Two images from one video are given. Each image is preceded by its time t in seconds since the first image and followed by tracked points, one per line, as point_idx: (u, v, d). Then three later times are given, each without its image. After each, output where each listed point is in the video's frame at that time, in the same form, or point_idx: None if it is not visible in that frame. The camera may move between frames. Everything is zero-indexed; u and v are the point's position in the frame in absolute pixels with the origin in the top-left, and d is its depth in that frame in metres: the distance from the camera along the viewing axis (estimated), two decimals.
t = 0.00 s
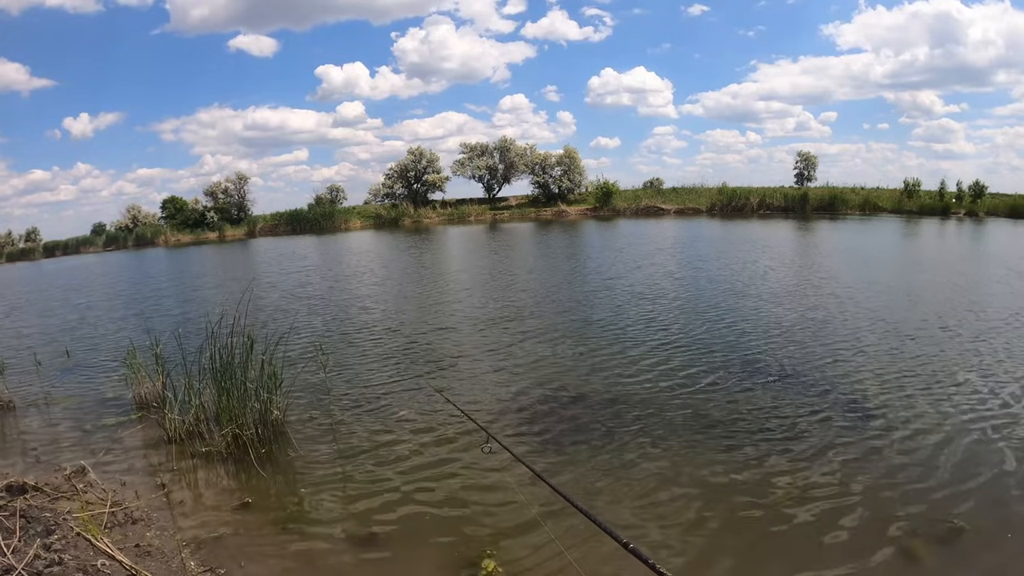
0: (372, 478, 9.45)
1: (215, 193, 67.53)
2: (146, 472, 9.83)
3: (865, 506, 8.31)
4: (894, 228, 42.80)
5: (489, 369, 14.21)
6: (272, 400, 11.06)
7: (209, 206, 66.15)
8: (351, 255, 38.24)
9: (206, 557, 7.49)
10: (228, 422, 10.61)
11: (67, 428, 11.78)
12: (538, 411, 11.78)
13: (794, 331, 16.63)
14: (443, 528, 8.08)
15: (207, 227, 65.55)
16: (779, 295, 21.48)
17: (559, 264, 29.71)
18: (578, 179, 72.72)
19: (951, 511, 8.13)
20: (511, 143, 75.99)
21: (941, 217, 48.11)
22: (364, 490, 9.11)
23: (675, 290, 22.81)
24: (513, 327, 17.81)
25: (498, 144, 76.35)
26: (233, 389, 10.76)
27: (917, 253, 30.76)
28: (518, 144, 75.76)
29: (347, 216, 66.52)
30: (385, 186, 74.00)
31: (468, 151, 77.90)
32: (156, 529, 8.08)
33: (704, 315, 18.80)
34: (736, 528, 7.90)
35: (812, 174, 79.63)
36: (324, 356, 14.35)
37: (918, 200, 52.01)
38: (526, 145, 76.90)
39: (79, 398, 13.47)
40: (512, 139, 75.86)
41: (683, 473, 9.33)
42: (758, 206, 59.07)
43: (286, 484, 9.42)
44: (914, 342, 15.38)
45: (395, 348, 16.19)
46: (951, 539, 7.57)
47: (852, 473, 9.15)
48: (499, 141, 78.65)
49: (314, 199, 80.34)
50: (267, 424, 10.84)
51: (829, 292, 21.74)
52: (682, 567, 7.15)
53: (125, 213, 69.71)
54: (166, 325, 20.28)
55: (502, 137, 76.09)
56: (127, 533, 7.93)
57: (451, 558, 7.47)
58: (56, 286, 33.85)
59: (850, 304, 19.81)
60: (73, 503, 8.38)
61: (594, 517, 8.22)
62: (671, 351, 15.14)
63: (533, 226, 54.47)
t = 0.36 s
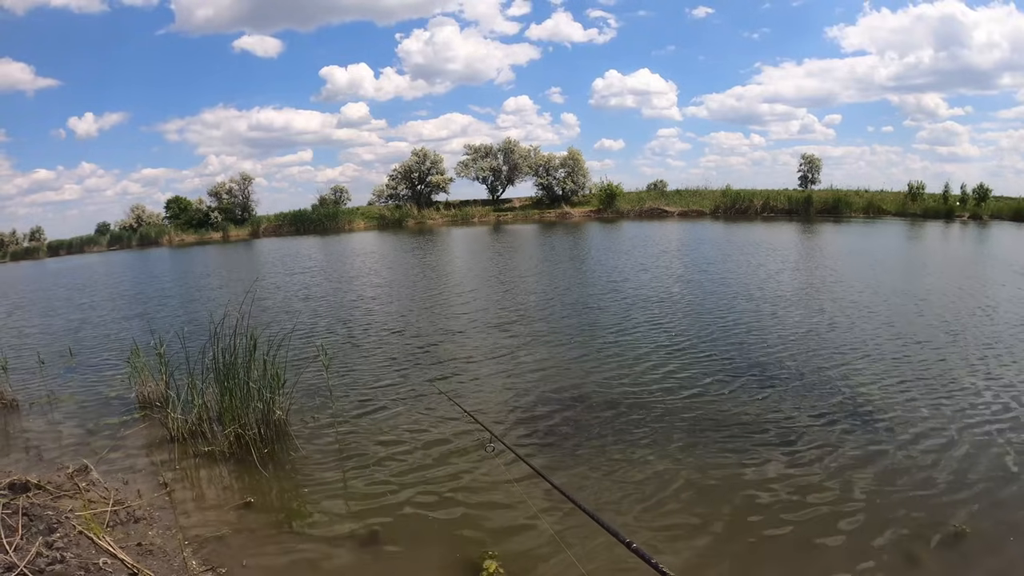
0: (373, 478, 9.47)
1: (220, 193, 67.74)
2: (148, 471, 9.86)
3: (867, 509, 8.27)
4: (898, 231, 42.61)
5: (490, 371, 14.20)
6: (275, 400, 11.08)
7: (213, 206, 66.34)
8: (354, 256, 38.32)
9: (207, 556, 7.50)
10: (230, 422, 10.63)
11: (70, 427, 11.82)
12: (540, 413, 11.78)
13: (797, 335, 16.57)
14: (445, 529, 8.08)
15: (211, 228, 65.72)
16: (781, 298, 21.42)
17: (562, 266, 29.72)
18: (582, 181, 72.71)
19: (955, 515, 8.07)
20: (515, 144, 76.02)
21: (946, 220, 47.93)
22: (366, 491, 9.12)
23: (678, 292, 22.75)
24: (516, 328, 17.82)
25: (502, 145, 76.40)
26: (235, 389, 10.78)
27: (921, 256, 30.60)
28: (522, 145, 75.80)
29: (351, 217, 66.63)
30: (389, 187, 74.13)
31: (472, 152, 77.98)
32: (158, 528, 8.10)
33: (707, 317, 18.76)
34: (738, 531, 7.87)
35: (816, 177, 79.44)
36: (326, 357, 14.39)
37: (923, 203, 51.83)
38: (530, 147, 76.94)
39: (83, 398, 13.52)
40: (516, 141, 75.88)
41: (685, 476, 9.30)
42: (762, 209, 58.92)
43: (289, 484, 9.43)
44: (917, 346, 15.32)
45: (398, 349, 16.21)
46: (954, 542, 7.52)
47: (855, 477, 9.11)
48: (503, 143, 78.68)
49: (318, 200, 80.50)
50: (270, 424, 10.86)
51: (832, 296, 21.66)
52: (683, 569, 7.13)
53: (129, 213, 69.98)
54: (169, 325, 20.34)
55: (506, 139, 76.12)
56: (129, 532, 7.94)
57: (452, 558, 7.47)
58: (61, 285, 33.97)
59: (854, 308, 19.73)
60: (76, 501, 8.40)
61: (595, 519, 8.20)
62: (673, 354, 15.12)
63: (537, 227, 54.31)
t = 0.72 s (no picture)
0: (378, 480, 9.46)
1: (224, 195, 67.94)
2: (152, 472, 9.86)
3: (874, 512, 8.21)
4: (903, 232, 42.45)
5: (493, 373, 14.21)
6: (279, 401, 11.08)
7: (217, 208, 66.52)
8: (357, 257, 38.39)
9: (211, 557, 7.49)
10: (235, 423, 10.64)
11: (75, 428, 11.85)
12: (542, 415, 11.79)
13: (803, 336, 16.52)
14: (449, 531, 8.05)
15: (215, 229, 65.88)
16: (784, 300, 21.37)
17: (565, 268, 29.73)
18: (586, 182, 72.69)
19: (961, 518, 8.01)
20: (518, 146, 76.06)
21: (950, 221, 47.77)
22: (369, 492, 9.12)
23: (683, 294, 22.69)
24: (519, 330, 17.83)
25: (506, 147, 76.43)
26: (240, 390, 10.79)
27: (925, 257, 30.49)
28: (525, 147, 75.84)
29: (354, 219, 66.75)
30: (392, 189, 74.22)
31: (475, 154, 78.04)
32: (162, 529, 8.09)
33: (710, 319, 18.74)
34: (743, 534, 7.84)
35: (819, 178, 79.29)
36: (330, 358, 14.44)
37: (927, 204, 51.66)
38: (533, 148, 76.96)
39: (87, 399, 13.56)
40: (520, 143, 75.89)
41: (690, 479, 9.26)
42: (765, 210, 58.80)
43: (292, 485, 9.44)
44: (921, 347, 15.27)
45: (401, 350, 16.25)
46: (959, 544, 7.48)
47: (860, 479, 9.05)
48: (507, 145, 78.71)
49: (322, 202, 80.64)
50: (274, 426, 10.86)
51: (838, 297, 21.58)
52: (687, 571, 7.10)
53: (134, 215, 70.19)
54: (173, 326, 20.39)
55: (509, 140, 76.13)
56: (134, 532, 7.94)
57: (456, 559, 7.46)
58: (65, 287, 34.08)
59: (860, 309, 19.66)
60: (80, 502, 8.40)
61: (599, 521, 8.16)
62: (676, 356, 15.11)
63: (541, 229, 54.32)
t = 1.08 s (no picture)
0: (384, 478, 9.41)
1: (229, 194, 68.18)
2: (159, 471, 9.85)
3: (886, 511, 8.08)
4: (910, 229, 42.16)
5: (500, 371, 14.14)
6: (285, 400, 11.04)
7: (223, 207, 66.76)
8: (363, 256, 38.43)
9: (218, 555, 7.46)
10: (241, 422, 10.60)
11: (82, 427, 11.88)
12: (549, 412, 11.72)
13: (812, 334, 16.33)
14: (456, 529, 7.98)
15: (221, 228, 66.10)
16: (791, 297, 21.22)
17: (571, 266, 29.64)
18: (591, 180, 72.53)
19: (975, 517, 7.88)
20: (523, 144, 75.93)
21: (958, 218, 47.43)
22: (376, 490, 9.05)
23: (691, 292, 22.44)
24: (525, 328, 17.76)
25: (510, 145, 76.34)
26: (246, 388, 10.75)
27: (933, 254, 30.23)
28: (530, 145, 75.70)
29: (360, 218, 66.83)
30: (397, 188, 74.28)
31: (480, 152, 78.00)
32: (169, 527, 8.07)
33: (717, 317, 18.61)
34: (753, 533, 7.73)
35: (825, 175, 78.90)
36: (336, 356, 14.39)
37: (934, 201, 51.28)
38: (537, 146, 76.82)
39: (94, 398, 13.59)
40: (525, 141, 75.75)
41: (698, 477, 9.16)
42: (771, 207, 58.50)
43: (298, 483, 9.40)
44: (930, 344, 15.13)
45: (407, 348, 16.19)
46: (973, 544, 7.35)
47: (872, 478, 8.92)
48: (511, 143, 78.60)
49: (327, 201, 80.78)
50: (280, 424, 10.81)
51: (847, 295, 21.32)
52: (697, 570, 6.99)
53: (140, 214, 70.52)
54: (180, 326, 20.43)
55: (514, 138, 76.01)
56: (141, 531, 7.92)
57: (463, 557, 7.41)
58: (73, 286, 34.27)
59: (870, 307, 19.41)
60: (87, 501, 8.39)
61: (608, 520, 8.07)
62: (683, 353, 15.01)
63: (546, 227, 54.21)
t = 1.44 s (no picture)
0: (382, 473, 9.45)
1: (226, 191, 67.98)
2: (157, 468, 9.85)
3: (882, 504, 8.12)
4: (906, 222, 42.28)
5: (498, 366, 14.15)
6: (283, 396, 11.04)
7: (219, 204, 66.57)
8: (360, 251, 38.38)
9: (217, 552, 7.46)
10: (239, 418, 10.61)
11: (79, 425, 11.85)
12: (547, 407, 11.75)
13: (810, 328, 16.34)
14: (454, 526, 7.96)
15: (217, 225, 65.90)
16: (788, 291, 21.29)
17: (568, 260, 29.65)
18: (587, 175, 72.46)
19: (970, 508, 7.93)
20: (520, 139, 75.79)
21: (953, 211, 47.61)
22: (374, 487, 9.04)
23: (690, 286, 22.43)
24: (524, 323, 17.77)
25: (507, 140, 76.22)
26: (244, 385, 10.75)
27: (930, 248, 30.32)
28: (526, 140, 75.57)
29: (356, 213, 66.70)
30: (394, 183, 74.10)
31: (477, 147, 77.85)
32: (168, 524, 8.07)
33: (715, 311, 18.66)
34: (750, 526, 7.75)
35: (822, 169, 78.98)
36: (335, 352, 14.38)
37: (931, 194, 51.41)
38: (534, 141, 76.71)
39: (92, 395, 13.57)
40: (521, 136, 75.64)
41: (696, 470, 9.20)
42: (768, 201, 58.53)
43: (294, 479, 9.42)
44: (927, 337, 15.20)
45: (406, 344, 16.20)
46: (968, 537, 7.38)
47: (868, 471, 8.95)
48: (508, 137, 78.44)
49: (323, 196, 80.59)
50: (278, 420, 10.82)
51: (845, 289, 21.31)
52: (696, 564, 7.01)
53: (137, 212, 70.28)
54: (177, 322, 20.40)
55: (511, 133, 75.89)
56: (139, 528, 7.92)
57: (462, 552, 7.42)
58: (70, 284, 34.17)
59: (868, 301, 19.43)
60: (85, 499, 8.39)
61: (605, 513, 8.10)
62: (680, 347, 15.07)
63: (543, 222, 54.13)
